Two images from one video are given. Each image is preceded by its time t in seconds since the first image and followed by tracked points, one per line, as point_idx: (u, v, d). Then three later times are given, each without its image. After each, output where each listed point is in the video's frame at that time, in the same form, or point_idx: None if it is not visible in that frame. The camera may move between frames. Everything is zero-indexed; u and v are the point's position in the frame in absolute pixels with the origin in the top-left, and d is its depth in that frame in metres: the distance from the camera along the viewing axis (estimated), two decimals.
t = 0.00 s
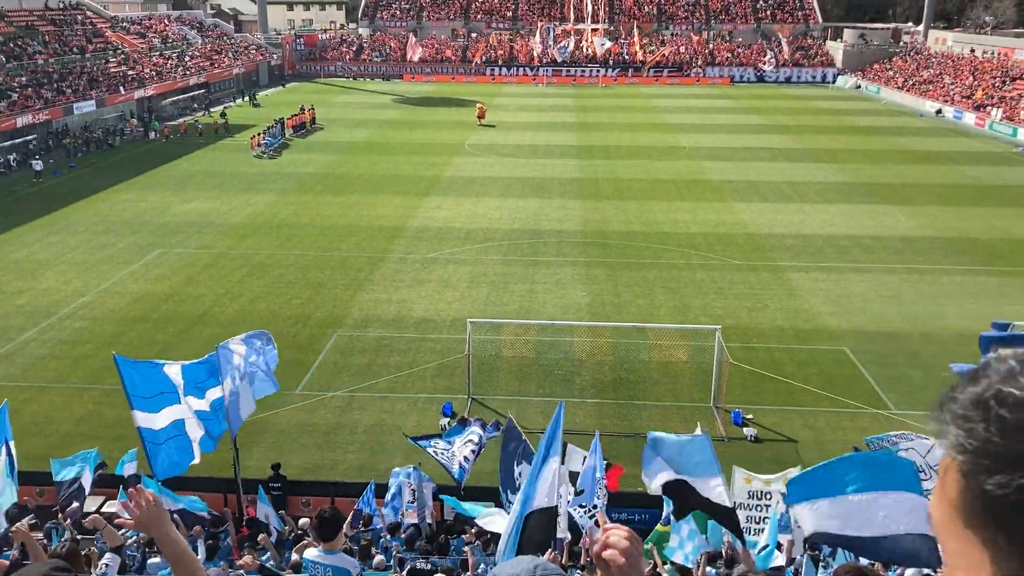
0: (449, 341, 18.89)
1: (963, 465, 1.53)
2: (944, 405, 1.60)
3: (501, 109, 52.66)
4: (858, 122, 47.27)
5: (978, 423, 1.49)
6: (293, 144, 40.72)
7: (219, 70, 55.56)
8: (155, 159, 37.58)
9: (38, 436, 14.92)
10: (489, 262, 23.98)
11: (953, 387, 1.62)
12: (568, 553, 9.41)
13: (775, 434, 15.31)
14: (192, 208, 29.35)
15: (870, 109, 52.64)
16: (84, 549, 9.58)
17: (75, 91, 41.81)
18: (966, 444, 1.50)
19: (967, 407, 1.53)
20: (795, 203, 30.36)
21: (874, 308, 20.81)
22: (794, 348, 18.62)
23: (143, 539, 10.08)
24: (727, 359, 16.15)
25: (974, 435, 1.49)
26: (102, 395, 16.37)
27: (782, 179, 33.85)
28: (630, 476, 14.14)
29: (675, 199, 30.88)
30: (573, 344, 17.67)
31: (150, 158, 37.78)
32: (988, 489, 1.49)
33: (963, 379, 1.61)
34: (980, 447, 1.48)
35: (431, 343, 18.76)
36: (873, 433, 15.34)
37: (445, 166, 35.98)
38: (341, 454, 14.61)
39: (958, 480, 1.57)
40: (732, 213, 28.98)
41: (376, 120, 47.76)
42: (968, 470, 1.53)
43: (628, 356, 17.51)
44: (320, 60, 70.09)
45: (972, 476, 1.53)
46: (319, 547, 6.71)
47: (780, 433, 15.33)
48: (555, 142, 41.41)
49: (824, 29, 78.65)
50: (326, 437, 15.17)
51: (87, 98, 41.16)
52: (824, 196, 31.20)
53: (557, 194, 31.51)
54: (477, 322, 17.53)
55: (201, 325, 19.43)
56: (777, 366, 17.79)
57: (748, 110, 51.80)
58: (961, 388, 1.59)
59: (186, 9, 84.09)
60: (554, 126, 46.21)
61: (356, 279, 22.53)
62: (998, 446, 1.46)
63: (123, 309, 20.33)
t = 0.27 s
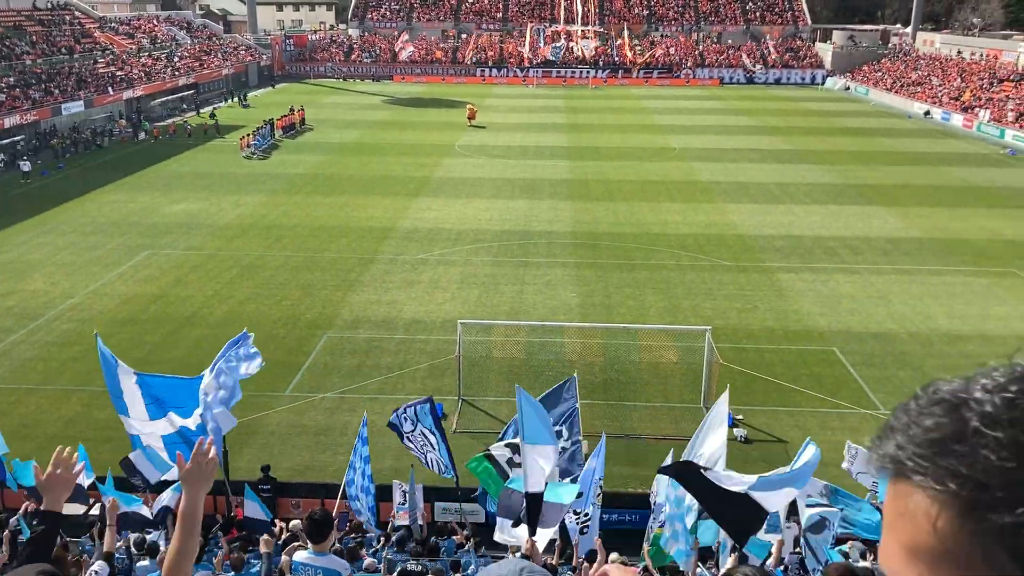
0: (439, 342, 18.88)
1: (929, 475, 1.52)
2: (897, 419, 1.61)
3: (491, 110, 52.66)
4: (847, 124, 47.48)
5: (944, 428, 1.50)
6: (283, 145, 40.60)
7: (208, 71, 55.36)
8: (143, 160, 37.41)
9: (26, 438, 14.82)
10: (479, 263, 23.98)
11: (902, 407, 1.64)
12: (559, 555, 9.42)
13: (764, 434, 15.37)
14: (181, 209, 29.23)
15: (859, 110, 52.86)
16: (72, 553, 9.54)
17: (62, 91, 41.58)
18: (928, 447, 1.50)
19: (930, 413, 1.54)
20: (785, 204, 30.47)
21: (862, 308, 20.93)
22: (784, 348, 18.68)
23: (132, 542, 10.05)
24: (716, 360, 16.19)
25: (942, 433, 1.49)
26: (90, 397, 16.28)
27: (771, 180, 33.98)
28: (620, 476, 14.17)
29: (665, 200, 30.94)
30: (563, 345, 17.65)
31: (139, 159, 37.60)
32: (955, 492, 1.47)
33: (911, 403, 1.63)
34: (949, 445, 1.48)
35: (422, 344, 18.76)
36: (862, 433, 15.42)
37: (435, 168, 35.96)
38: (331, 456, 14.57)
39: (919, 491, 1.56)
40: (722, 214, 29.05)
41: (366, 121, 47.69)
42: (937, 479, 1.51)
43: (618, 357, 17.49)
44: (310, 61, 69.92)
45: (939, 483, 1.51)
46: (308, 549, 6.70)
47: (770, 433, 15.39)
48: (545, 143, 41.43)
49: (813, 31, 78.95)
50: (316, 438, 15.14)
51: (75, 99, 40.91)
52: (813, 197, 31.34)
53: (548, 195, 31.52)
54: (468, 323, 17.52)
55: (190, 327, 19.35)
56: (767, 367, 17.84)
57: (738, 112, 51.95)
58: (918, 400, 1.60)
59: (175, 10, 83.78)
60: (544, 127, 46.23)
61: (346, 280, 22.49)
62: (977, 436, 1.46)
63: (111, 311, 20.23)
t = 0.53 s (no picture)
0: (430, 344, 18.86)
1: (888, 481, 1.49)
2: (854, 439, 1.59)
3: (482, 112, 52.67)
4: (836, 126, 47.69)
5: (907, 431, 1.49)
6: (273, 146, 40.50)
7: (198, 72, 55.19)
8: (133, 161, 37.24)
9: (15, 440, 14.72)
10: (470, 265, 23.99)
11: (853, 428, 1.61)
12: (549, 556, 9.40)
13: (755, 434, 15.41)
14: (172, 210, 29.12)
15: (849, 112, 53.08)
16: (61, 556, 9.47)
17: (51, 92, 41.37)
18: (888, 454, 1.49)
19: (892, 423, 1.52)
20: (775, 205, 30.58)
21: (852, 309, 21.03)
22: (773, 349, 18.76)
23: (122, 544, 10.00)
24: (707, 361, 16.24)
25: (900, 444, 1.49)
26: (80, 400, 16.19)
27: (761, 181, 34.10)
28: (612, 477, 14.18)
29: (655, 201, 31.01)
30: (554, 346, 17.65)
31: (128, 160, 37.43)
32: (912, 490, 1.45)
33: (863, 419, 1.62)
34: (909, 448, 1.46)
35: (413, 345, 18.75)
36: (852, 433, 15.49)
37: (426, 169, 35.94)
38: (322, 457, 14.54)
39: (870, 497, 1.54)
40: (712, 215, 29.13)
41: (357, 123, 47.63)
42: (893, 486, 1.49)
43: (609, 357, 17.52)
44: (300, 62, 69.80)
45: (894, 495, 1.50)
46: (298, 551, 6.67)
47: (760, 433, 15.44)
48: (536, 144, 41.45)
49: (802, 33, 79.27)
50: (307, 440, 15.09)
51: (64, 100, 40.71)
52: (802, 199, 31.47)
53: (539, 196, 31.53)
54: (459, 324, 17.52)
55: (180, 329, 19.28)
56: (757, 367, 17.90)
57: (728, 113, 52.09)
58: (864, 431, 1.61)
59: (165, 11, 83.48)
60: (535, 128, 46.23)
61: (337, 281, 22.44)
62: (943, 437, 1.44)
63: (101, 313, 20.12)
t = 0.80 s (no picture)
0: (422, 346, 18.84)
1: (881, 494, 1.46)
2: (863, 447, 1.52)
3: (474, 113, 52.69)
4: (827, 127, 47.89)
5: (892, 431, 1.42)
6: (264, 148, 40.39)
7: (189, 73, 55.05)
8: (123, 163, 37.08)
9: (4, 444, 14.62)
10: (462, 266, 23.98)
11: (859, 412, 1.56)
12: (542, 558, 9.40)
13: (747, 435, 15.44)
14: (162, 212, 29.00)
15: (839, 114, 53.31)
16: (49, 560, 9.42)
17: (41, 93, 41.17)
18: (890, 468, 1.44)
19: (885, 420, 1.46)
20: (766, 207, 30.66)
21: (843, 310, 21.10)
22: (765, 350, 18.82)
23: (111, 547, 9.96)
24: (698, 362, 16.28)
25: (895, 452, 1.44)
26: (70, 402, 16.09)
27: (752, 183, 34.20)
28: (604, 479, 14.17)
29: (647, 203, 31.07)
30: (546, 348, 17.64)
31: (118, 162, 37.26)
32: (888, 495, 1.40)
33: (875, 405, 1.55)
34: (892, 454, 1.39)
35: (404, 347, 18.72)
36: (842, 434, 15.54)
37: (418, 170, 35.91)
38: (313, 460, 14.49)
39: (859, 496, 1.48)
40: (704, 217, 29.19)
41: (348, 124, 47.58)
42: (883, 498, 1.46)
43: (600, 359, 17.55)
44: (291, 63, 69.69)
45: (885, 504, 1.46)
46: (288, 555, 6.65)
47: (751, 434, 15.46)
48: (528, 146, 41.48)
49: (793, 35, 79.60)
50: (298, 442, 15.04)
51: (54, 101, 40.52)
52: (793, 200, 31.57)
53: (530, 198, 31.55)
54: (450, 326, 17.50)
55: (171, 331, 19.19)
56: (748, 368, 17.94)
57: (719, 115, 52.26)
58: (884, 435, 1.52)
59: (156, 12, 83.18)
60: (527, 130, 46.25)
61: (329, 283, 22.40)
62: (924, 445, 1.37)
63: (91, 315, 20.00)
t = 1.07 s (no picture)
0: (414, 347, 18.82)
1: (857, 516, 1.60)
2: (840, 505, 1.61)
3: (466, 115, 52.68)
4: (818, 129, 48.06)
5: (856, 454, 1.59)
6: (256, 149, 40.31)
7: (180, 74, 54.90)
8: (114, 164, 36.92)
9: None
10: (455, 268, 23.98)
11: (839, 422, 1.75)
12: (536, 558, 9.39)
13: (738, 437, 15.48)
14: (154, 213, 28.91)
15: (830, 116, 53.51)
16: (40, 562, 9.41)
17: (32, 94, 41.00)
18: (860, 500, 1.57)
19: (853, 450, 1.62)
20: (758, 208, 30.75)
21: (834, 312, 21.18)
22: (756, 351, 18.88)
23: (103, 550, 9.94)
24: (691, 364, 16.33)
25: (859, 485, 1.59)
26: (61, 404, 16.02)
27: (743, 185, 34.30)
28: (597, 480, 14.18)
29: (639, 205, 31.13)
30: (538, 350, 17.58)
31: (109, 163, 37.13)
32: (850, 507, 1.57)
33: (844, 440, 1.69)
34: (847, 472, 1.58)
35: (397, 349, 18.70)
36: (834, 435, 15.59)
37: (410, 172, 35.88)
38: (306, 462, 14.46)
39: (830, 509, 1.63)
40: (696, 219, 29.26)
41: (340, 125, 47.50)
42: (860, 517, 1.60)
43: (592, 360, 17.55)
44: (283, 65, 69.55)
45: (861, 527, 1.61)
46: (279, 557, 6.66)
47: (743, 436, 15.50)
48: (520, 148, 41.49)
49: (784, 37, 79.85)
50: (290, 444, 15.01)
51: (44, 102, 40.36)
52: (784, 202, 31.67)
53: (523, 200, 31.56)
54: (443, 328, 17.49)
55: (162, 333, 19.13)
56: (740, 370, 17.99)
57: (710, 117, 52.39)
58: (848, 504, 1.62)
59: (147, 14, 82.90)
60: (519, 131, 46.27)
61: (321, 285, 22.36)
62: (873, 465, 1.55)
63: (82, 317, 19.92)
